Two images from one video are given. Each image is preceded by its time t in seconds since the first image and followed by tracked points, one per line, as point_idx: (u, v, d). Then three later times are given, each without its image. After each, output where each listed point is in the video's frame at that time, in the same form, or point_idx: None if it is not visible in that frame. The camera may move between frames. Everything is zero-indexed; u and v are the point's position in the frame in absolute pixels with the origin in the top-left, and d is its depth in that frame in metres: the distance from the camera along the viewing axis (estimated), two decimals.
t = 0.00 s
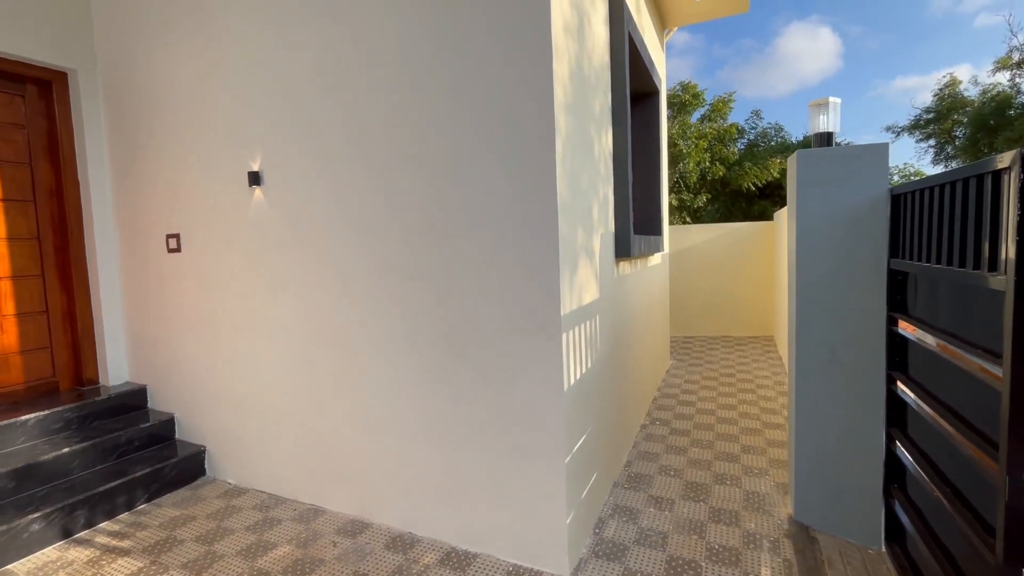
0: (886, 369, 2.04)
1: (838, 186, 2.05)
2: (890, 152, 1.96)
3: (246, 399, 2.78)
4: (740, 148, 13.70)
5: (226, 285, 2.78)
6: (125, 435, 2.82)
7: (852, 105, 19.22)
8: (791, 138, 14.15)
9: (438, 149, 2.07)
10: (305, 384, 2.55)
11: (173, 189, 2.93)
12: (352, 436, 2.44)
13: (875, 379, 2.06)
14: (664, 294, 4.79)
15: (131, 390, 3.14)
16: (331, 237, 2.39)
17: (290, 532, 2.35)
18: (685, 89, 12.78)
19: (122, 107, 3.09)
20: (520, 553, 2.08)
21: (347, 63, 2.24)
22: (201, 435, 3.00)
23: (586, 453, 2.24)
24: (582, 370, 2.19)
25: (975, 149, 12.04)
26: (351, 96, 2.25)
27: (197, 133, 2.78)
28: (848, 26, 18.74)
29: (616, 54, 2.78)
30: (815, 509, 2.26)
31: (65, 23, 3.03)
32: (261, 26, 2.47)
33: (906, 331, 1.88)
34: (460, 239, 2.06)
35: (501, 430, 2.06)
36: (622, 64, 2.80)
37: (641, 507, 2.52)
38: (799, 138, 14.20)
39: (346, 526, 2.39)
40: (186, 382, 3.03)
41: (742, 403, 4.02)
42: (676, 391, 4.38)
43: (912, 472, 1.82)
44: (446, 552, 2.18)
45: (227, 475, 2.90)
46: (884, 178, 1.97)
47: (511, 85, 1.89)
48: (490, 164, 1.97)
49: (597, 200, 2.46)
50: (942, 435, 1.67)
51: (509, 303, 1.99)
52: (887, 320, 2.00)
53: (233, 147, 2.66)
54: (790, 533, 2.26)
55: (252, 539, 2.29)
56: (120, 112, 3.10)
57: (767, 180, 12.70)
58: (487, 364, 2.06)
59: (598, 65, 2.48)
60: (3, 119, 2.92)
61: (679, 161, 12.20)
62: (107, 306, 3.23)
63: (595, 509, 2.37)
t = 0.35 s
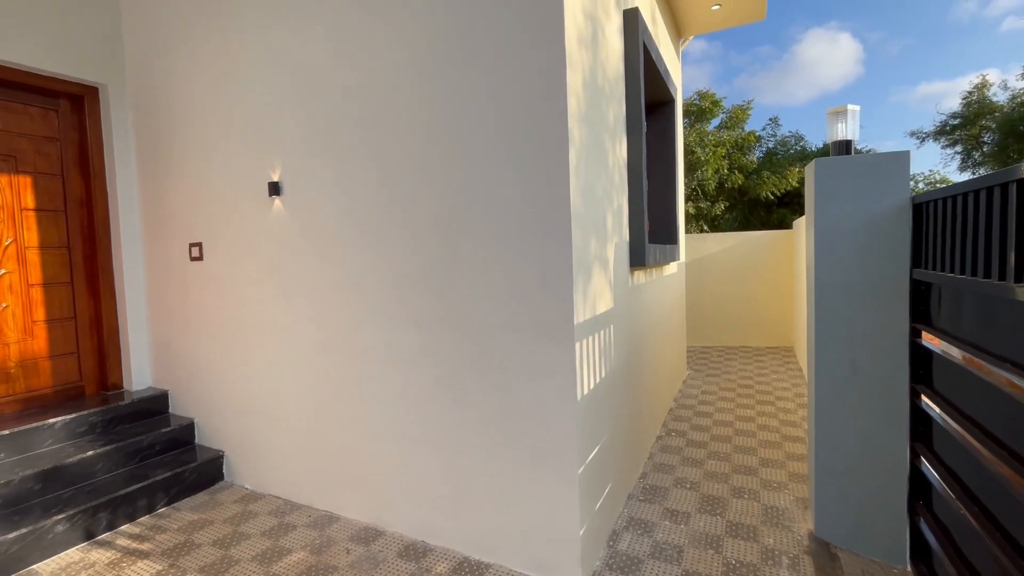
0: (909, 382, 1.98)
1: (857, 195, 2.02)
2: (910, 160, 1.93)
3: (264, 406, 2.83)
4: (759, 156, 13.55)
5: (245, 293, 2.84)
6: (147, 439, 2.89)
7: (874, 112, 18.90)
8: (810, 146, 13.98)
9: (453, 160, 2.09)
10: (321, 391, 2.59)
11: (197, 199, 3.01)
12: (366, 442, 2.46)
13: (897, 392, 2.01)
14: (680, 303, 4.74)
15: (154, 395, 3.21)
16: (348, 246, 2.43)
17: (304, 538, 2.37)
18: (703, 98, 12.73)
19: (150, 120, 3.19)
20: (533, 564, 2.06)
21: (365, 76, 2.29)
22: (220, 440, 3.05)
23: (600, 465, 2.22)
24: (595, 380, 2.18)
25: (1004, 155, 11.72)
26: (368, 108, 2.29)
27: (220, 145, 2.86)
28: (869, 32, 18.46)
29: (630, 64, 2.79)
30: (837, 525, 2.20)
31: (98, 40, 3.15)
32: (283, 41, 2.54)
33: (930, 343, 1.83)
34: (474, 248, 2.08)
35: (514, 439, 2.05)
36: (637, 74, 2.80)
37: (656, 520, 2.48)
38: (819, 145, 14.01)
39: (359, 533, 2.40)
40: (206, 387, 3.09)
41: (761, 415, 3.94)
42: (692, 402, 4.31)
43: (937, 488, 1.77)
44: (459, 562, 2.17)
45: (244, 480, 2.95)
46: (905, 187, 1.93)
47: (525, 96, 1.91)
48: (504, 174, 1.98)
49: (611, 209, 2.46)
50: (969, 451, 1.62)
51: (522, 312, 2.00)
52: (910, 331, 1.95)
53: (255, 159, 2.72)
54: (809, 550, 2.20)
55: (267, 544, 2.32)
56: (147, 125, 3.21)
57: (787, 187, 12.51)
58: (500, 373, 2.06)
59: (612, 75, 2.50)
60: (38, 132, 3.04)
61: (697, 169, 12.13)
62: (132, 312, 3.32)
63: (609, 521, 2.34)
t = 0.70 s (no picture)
0: (940, 390, 1.91)
1: (883, 197, 1.97)
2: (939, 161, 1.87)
3: (285, 406, 2.88)
4: (783, 158, 13.29)
5: (268, 296, 2.91)
6: (173, 438, 2.97)
7: (904, 112, 18.40)
8: (835, 148, 13.69)
9: (471, 165, 2.11)
10: (340, 392, 2.63)
11: (223, 205, 3.10)
12: (384, 444, 2.48)
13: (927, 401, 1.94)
14: (701, 308, 4.68)
15: (180, 395, 3.30)
16: (367, 250, 2.46)
17: (323, 538, 2.40)
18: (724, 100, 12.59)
19: (179, 128, 3.30)
20: (549, 570, 2.05)
21: (385, 83, 2.32)
22: (243, 440, 3.12)
23: (617, 470, 2.20)
24: (612, 385, 2.16)
25: None
26: (387, 114, 2.33)
27: (245, 151, 2.94)
28: (897, 31, 18.00)
29: (648, 67, 2.78)
30: (863, 537, 2.13)
31: (130, 51, 3.27)
32: (306, 49, 2.60)
33: (962, 350, 1.76)
34: (490, 251, 2.09)
35: (530, 443, 2.05)
36: (654, 77, 2.79)
37: (674, 528, 2.44)
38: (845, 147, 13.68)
39: (377, 534, 2.43)
40: (230, 388, 3.16)
41: (785, 423, 3.85)
42: (713, 409, 4.24)
43: (970, 501, 1.70)
44: (475, 565, 2.17)
45: (265, 479, 3.00)
46: (934, 189, 1.88)
47: (541, 100, 1.92)
48: (520, 178, 1.99)
49: (629, 213, 2.44)
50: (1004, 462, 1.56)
51: (538, 316, 2.00)
52: (940, 338, 1.88)
53: (278, 165, 2.79)
54: (834, 562, 2.14)
55: (287, 543, 2.35)
56: (176, 133, 3.32)
57: (811, 195, 12.23)
58: (516, 376, 2.07)
59: (630, 78, 2.49)
60: (75, 141, 3.17)
61: (718, 171, 11.99)
62: (161, 315, 3.42)
63: (626, 527, 2.32)
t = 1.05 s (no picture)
0: (980, 397, 1.83)
1: (918, 196, 1.90)
2: (979, 157, 1.79)
3: (311, 404, 2.94)
4: (814, 156, 12.93)
5: (295, 296, 2.97)
6: (205, 433, 3.07)
7: (943, 108, 17.70)
8: (868, 147, 13.27)
9: (491, 166, 2.12)
10: (363, 391, 2.67)
11: (252, 207, 3.18)
12: (406, 442, 2.51)
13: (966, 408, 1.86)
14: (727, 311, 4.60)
15: (211, 391, 3.41)
16: (390, 251, 2.50)
17: (346, 534, 2.44)
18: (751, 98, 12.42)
19: (211, 134, 3.41)
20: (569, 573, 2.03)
21: (408, 86, 2.36)
22: (270, 436, 3.19)
23: (639, 474, 2.17)
24: (634, 387, 2.14)
25: None
26: (410, 117, 2.36)
27: (274, 155, 3.02)
28: (937, 23, 17.34)
29: (672, 65, 2.74)
30: (897, 548, 2.05)
31: (166, 60, 3.40)
32: (331, 54, 2.65)
33: (1004, 355, 1.67)
34: (510, 252, 2.10)
35: (550, 444, 2.05)
36: (679, 75, 2.75)
37: (698, 533, 2.40)
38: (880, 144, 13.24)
39: (399, 532, 2.45)
40: (258, 385, 3.25)
41: (815, 428, 3.74)
42: (739, 413, 4.15)
43: (1014, 514, 1.61)
44: (495, 565, 2.18)
45: (291, 475, 3.07)
46: (973, 187, 1.80)
47: (563, 100, 1.91)
48: (540, 179, 1.99)
49: (651, 213, 2.41)
50: None
51: (559, 317, 1.99)
52: (981, 342, 1.79)
53: (304, 168, 2.86)
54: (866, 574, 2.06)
55: (311, 538, 2.40)
56: (209, 138, 3.43)
57: (841, 196, 11.84)
58: (536, 378, 2.07)
59: (653, 77, 2.46)
60: (114, 146, 3.30)
61: (744, 170, 11.80)
62: (193, 313, 3.54)
63: (648, 532, 2.29)
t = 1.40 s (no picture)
0: None
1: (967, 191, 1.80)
2: None
3: (340, 400, 3.00)
4: (852, 151, 12.45)
5: (325, 294, 3.04)
6: (239, 426, 3.17)
7: (994, 99, 16.79)
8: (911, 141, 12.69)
9: (518, 165, 2.12)
10: (390, 388, 2.71)
11: (284, 207, 3.27)
12: (431, 440, 2.54)
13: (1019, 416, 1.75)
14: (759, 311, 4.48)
15: (246, 386, 3.51)
16: (417, 249, 2.53)
17: (373, 529, 2.47)
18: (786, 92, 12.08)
19: (246, 136, 3.52)
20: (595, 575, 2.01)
21: (435, 86, 2.38)
22: (301, 430, 3.27)
23: (667, 477, 2.13)
24: (662, 388, 2.10)
25: None
26: (437, 117, 2.38)
27: (305, 156, 3.10)
28: (988, 10, 16.44)
29: (703, 59, 2.67)
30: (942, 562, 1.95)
31: (205, 65, 3.52)
32: (361, 56, 2.70)
33: None
34: (535, 250, 2.09)
35: (575, 445, 2.03)
36: (710, 69, 2.67)
37: (728, 539, 2.34)
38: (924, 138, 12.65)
39: (424, 529, 2.47)
40: (290, 381, 3.34)
41: (853, 434, 3.60)
42: (772, 416, 4.03)
43: None
44: (520, 565, 2.17)
45: (321, 469, 3.14)
46: None
47: (590, 97, 1.89)
48: (567, 178, 1.97)
49: (681, 210, 2.36)
50: None
51: (585, 317, 1.97)
52: None
53: (334, 169, 2.92)
54: None
55: (339, 532, 2.44)
56: (244, 141, 3.54)
57: (881, 193, 11.35)
58: (561, 377, 2.05)
59: (683, 72, 2.41)
60: (155, 149, 3.44)
61: (777, 166, 11.48)
62: (229, 311, 3.66)
63: (676, 536, 2.25)
